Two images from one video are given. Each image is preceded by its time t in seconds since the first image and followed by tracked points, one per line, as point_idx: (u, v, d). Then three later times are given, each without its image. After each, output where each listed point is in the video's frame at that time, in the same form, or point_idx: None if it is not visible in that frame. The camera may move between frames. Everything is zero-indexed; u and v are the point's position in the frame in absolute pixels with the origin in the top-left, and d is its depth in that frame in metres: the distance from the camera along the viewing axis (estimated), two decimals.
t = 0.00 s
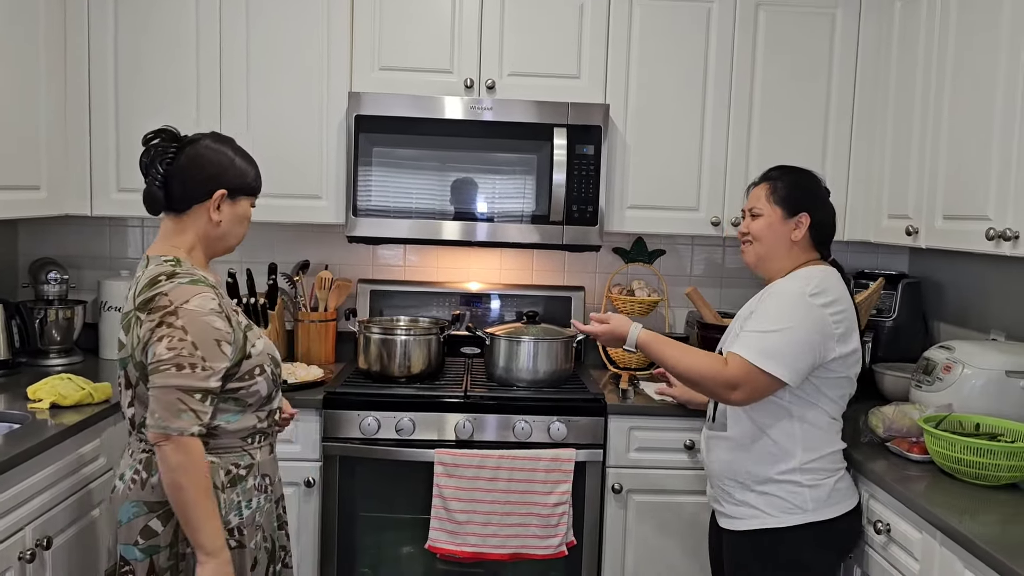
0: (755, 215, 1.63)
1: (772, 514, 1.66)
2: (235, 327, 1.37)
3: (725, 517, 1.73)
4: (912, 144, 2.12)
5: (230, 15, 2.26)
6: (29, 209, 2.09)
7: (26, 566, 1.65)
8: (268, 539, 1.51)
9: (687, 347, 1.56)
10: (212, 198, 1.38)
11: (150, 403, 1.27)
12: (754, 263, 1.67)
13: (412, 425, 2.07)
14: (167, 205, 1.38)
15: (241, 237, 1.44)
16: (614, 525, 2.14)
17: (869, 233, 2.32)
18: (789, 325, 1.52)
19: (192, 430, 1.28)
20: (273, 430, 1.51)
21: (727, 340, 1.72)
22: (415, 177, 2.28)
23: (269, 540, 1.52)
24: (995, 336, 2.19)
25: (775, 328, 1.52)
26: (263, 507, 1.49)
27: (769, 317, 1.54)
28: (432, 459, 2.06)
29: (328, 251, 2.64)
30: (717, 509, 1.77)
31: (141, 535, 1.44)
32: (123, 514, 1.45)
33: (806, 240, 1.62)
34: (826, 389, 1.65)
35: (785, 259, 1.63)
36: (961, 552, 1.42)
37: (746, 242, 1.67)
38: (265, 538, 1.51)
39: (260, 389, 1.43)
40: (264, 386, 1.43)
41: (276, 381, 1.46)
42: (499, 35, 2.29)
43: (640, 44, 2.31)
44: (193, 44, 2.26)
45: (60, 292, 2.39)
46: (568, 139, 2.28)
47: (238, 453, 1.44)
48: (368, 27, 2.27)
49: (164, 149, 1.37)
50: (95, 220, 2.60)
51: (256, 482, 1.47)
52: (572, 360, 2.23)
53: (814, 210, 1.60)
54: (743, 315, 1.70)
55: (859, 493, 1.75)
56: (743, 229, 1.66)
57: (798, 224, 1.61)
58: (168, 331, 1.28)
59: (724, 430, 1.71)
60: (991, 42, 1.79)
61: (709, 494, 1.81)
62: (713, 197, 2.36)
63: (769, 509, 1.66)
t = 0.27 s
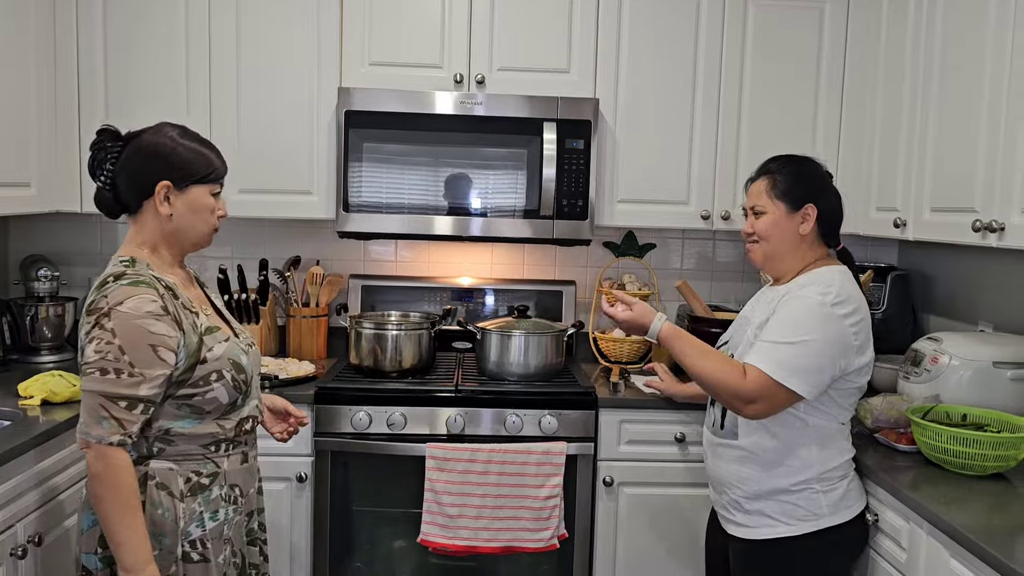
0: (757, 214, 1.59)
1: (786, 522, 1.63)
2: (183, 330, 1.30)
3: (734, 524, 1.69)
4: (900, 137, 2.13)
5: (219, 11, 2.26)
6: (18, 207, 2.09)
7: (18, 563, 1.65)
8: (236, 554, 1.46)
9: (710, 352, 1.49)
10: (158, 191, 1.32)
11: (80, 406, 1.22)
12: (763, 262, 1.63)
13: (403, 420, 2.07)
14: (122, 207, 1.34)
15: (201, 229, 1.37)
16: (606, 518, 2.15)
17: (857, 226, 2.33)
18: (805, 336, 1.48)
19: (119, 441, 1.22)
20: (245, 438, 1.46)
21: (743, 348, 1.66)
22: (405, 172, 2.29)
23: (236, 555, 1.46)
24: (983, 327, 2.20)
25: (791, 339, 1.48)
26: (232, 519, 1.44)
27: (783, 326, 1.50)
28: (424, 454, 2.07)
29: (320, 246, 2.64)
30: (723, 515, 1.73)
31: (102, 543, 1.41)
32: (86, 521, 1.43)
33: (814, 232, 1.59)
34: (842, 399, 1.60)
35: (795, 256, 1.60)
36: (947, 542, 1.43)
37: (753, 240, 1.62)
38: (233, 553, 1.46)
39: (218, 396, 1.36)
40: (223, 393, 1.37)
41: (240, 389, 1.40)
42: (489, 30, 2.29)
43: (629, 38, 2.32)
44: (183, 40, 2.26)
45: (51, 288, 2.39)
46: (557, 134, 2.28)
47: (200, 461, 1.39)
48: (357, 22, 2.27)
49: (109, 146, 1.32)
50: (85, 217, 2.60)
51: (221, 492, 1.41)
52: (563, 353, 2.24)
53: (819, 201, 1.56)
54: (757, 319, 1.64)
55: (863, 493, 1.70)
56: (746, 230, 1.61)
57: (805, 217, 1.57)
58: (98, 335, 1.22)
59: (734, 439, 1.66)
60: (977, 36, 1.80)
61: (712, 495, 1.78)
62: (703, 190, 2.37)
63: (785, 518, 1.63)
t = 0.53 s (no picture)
0: (758, 207, 1.59)
1: (791, 516, 1.62)
2: (162, 328, 1.29)
3: (735, 522, 1.68)
4: (889, 129, 2.14)
5: (210, 5, 2.26)
6: (9, 201, 2.09)
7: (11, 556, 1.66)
8: (221, 553, 1.45)
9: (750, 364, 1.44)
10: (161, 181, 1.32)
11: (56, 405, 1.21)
12: (766, 256, 1.63)
13: (395, 412, 2.09)
14: (116, 193, 1.32)
15: (197, 222, 1.38)
16: (597, 509, 2.16)
17: (847, 218, 2.34)
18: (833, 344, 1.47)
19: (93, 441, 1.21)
20: (230, 437, 1.44)
21: (756, 349, 1.62)
22: (397, 165, 2.29)
23: (220, 555, 1.46)
24: (971, 318, 2.22)
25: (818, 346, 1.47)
26: (217, 519, 1.43)
27: (811, 332, 1.48)
28: (416, 446, 2.08)
29: (312, 240, 2.65)
30: (721, 512, 1.72)
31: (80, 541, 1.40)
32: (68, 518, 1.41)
33: (816, 223, 1.59)
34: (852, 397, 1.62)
35: (798, 247, 1.61)
36: (933, 531, 1.45)
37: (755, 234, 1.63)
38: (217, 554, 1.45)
39: (199, 395, 1.35)
40: (203, 392, 1.35)
41: (221, 388, 1.38)
42: (479, 24, 2.29)
43: (620, 32, 2.32)
44: (173, 34, 2.26)
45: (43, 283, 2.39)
46: (548, 127, 2.29)
47: (183, 460, 1.38)
48: (348, 15, 2.27)
49: (111, 132, 1.31)
50: (77, 211, 2.60)
51: (205, 491, 1.41)
52: (554, 346, 2.25)
53: (820, 191, 1.56)
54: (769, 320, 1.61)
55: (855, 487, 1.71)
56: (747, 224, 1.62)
57: (806, 208, 1.57)
58: (72, 333, 1.20)
59: (739, 439, 1.64)
60: (964, 29, 1.81)
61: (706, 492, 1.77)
62: (693, 183, 2.38)
63: (790, 511, 1.62)
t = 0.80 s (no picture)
0: (748, 203, 1.59)
1: (792, 505, 1.62)
2: (192, 317, 1.29)
3: (736, 514, 1.68)
4: (889, 126, 2.14)
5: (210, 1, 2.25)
6: (9, 196, 2.08)
7: (12, 551, 1.66)
8: (232, 552, 1.45)
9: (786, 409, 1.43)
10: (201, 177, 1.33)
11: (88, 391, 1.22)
12: (755, 251, 1.63)
13: (396, 409, 2.08)
14: (154, 186, 1.32)
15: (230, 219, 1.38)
16: (597, 505, 2.17)
17: (847, 216, 2.35)
18: (850, 353, 1.47)
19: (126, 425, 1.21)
20: (248, 435, 1.43)
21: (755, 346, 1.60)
22: (398, 162, 2.29)
23: (231, 553, 1.45)
24: (970, 315, 2.22)
25: (837, 357, 1.47)
26: (230, 517, 1.43)
27: (829, 344, 1.47)
28: (417, 442, 2.08)
29: (312, 237, 2.65)
30: (717, 505, 1.72)
31: (93, 534, 1.39)
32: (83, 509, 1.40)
33: (806, 219, 1.59)
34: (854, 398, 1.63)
35: (787, 243, 1.60)
36: (933, 528, 1.45)
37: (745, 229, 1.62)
38: (229, 551, 1.44)
39: (223, 387, 1.35)
40: (227, 384, 1.35)
41: (246, 381, 1.38)
42: (479, 20, 2.29)
43: (620, 28, 2.32)
44: (173, 29, 2.26)
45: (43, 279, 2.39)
46: (549, 124, 2.29)
47: (200, 456, 1.37)
48: (348, 11, 2.27)
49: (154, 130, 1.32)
50: (76, 207, 2.60)
51: (220, 489, 1.40)
52: (554, 342, 2.25)
53: (810, 188, 1.56)
54: (770, 320, 1.59)
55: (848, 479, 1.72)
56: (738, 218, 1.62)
57: (796, 204, 1.57)
58: (106, 318, 1.21)
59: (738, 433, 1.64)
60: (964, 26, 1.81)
61: (701, 486, 1.78)
62: (693, 180, 2.38)
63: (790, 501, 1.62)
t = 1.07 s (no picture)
0: (738, 203, 1.66)
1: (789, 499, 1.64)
2: (236, 307, 1.36)
3: (738, 508, 1.71)
4: (898, 128, 2.14)
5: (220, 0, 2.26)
6: (19, 194, 2.10)
7: (23, 548, 1.68)
8: (261, 547, 1.48)
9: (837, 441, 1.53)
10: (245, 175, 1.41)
11: (140, 378, 1.28)
12: (745, 249, 1.69)
13: (404, 408, 2.09)
14: (200, 184, 1.39)
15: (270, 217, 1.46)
16: (604, 505, 2.17)
17: (855, 218, 2.35)
18: (857, 339, 1.54)
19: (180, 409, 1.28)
20: (281, 432, 1.47)
21: (748, 340, 1.64)
22: (406, 162, 2.29)
23: (263, 548, 1.49)
24: (979, 318, 2.22)
25: (847, 345, 1.54)
26: (261, 512, 1.46)
27: (836, 334, 1.54)
28: (424, 442, 2.09)
29: (321, 237, 2.66)
30: (721, 500, 1.76)
31: (129, 523, 1.43)
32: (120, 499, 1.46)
33: (792, 218, 1.65)
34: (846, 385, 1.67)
35: (774, 242, 1.66)
36: (940, 529, 1.45)
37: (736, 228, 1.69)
38: (259, 545, 1.47)
39: (262, 377, 1.40)
40: (266, 375, 1.40)
41: (284, 373, 1.43)
42: (488, 21, 2.30)
43: (628, 29, 2.32)
44: (183, 29, 2.27)
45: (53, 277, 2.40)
46: (557, 124, 2.29)
47: (234, 451, 1.42)
48: (357, 11, 2.28)
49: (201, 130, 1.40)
50: (86, 205, 2.61)
51: (252, 485, 1.44)
52: (562, 342, 2.26)
53: (795, 188, 1.63)
54: (762, 313, 1.64)
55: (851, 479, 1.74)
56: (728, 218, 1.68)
57: (783, 204, 1.63)
58: (157, 306, 1.28)
59: (735, 426, 1.70)
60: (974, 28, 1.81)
61: (709, 483, 1.81)
62: (701, 181, 2.38)
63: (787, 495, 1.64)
